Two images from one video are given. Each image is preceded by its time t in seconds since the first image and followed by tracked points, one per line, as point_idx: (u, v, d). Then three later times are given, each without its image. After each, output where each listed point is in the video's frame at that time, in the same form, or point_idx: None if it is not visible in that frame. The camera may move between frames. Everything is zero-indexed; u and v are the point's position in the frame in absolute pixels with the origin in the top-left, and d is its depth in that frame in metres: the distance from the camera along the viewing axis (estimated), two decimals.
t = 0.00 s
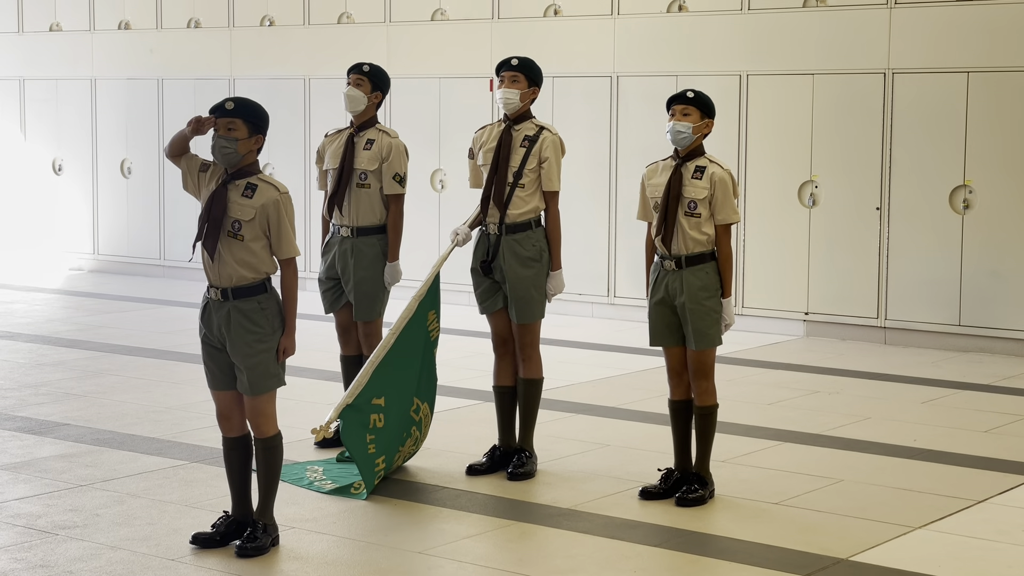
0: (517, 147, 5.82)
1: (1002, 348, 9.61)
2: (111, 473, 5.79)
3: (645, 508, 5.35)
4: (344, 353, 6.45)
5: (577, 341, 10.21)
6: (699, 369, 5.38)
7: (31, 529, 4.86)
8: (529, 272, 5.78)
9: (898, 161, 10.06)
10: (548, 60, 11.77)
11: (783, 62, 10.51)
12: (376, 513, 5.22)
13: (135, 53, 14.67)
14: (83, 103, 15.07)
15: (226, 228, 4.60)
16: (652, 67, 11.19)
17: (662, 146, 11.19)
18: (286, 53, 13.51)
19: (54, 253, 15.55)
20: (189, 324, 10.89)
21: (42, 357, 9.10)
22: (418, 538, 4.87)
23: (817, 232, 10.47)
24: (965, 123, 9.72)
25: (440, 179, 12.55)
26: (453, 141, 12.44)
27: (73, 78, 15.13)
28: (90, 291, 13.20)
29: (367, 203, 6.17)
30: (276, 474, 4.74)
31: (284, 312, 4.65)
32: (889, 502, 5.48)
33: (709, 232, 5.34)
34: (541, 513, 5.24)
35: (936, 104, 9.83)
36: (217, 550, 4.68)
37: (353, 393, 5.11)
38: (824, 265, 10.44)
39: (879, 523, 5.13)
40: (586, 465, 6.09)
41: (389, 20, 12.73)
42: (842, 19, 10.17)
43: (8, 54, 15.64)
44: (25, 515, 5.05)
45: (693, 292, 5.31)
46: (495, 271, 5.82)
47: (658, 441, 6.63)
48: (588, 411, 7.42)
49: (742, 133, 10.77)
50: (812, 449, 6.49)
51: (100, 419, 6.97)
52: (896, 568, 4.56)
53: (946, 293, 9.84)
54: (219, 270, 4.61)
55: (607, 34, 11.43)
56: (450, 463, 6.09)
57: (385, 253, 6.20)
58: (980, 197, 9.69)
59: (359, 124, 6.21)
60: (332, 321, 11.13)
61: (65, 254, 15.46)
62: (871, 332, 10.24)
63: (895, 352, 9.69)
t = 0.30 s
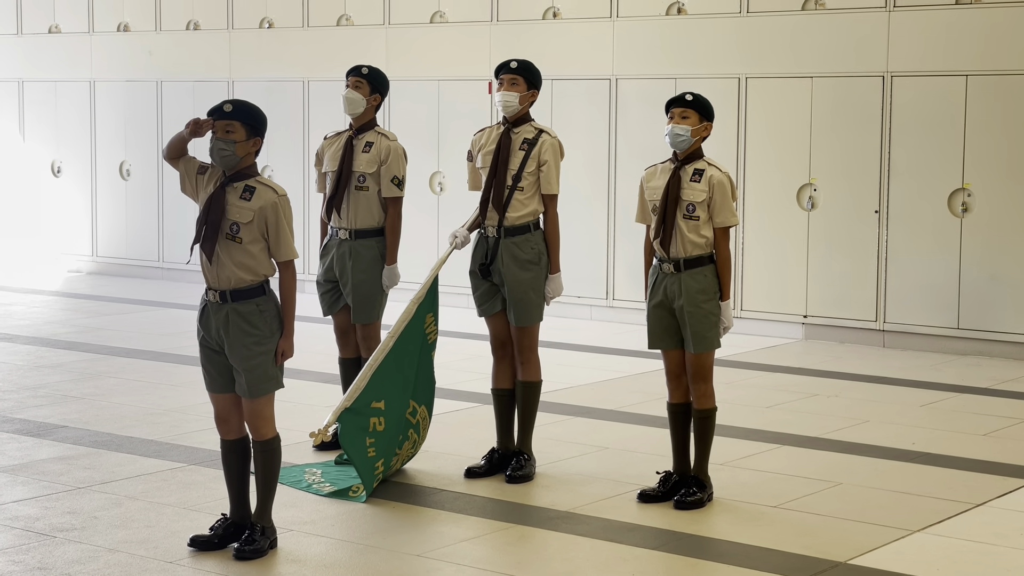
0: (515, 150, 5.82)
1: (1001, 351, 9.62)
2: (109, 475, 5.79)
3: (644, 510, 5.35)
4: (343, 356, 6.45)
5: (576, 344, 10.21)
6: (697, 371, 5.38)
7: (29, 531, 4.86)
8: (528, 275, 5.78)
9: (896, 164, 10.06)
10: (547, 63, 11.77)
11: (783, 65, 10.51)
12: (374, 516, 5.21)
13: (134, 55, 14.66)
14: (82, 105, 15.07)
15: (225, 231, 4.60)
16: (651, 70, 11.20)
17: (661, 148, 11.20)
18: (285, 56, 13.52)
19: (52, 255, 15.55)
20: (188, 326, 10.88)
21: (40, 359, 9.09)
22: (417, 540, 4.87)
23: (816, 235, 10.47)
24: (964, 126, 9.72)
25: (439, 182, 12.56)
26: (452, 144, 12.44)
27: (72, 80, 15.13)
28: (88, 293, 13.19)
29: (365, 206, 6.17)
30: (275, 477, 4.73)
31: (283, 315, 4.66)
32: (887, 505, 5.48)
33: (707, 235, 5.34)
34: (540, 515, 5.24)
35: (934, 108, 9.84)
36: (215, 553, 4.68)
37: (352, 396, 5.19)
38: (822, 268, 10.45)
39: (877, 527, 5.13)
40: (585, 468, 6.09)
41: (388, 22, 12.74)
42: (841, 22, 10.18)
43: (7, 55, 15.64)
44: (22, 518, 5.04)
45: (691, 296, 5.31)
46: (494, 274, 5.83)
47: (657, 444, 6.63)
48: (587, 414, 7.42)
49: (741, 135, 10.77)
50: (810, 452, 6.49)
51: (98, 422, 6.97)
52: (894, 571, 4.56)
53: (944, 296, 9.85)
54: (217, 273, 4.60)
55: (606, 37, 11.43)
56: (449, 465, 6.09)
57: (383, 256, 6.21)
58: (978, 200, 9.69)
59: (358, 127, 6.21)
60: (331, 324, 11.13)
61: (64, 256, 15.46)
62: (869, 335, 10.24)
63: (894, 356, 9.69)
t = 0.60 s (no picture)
0: (515, 152, 5.82)
1: (1000, 352, 9.62)
2: (108, 476, 5.78)
3: (643, 512, 5.35)
4: (341, 357, 6.45)
5: (575, 346, 10.21)
6: (696, 373, 5.37)
7: (28, 532, 4.85)
8: (528, 277, 5.78)
9: (895, 166, 10.06)
10: (546, 64, 11.77)
11: (783, 66, 10.51)
12: (373, 516, 5.21)
13: (133, 55, 14.66)
14: (81, 105, 15.06)
15: (223, 231, 4.60)
16: (650, 71, 11.20)
17: (660, 150, 11.20)
18: (284, 57, 13.52)
19: (51, 256, 15.55)
20: (187, 327, 10.88)
21: (39, 360, 9.08)
22: (415, 541, 4.86)
23: (815, 236, 10.47)
24: (963, 128, 9.72)
25: (438, 183, 12.56)
26: (451, 145, 12.44)
27: (71, 81, 15.13)
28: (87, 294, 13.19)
29: (364, 207, 6.17)
30: (273, 478, 4.73)
31: (281, 316, 4.65)
32: (886, 507, 5.48)
33: (706, 237, 5.33)
34: (539, 517, 5.23)
35: (933, 109, 9.84)
36: (213, 554, 4.67)
37: (347, 398, 5.12)
38: (821, 270, 10.45)
39: (877, 528, 5.13)
40: (584, 469, 6.08)
41: (387, 23, 12.74)
42: (841, 23, 10.18)
43: (5, 56, 15.63)
44: (21, 519, 5.04)
45: (690, 297, 5.30)
46: (494, 275, 5.82)
47: (656, 446, 6.62)
48: (586, 415, 7.41)
49: (740, 137, 10.77)
50: (809, 454, 6.49)
51: (97, 423, 6.96)
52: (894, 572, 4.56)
53: (943, 297, 9.85)
54: (215, 274, 4.59)
55: (606, 39, 11.43)
56: (447, 467, 6.08)
57: (383, 257, 6.20)
58: (977, 201, 9.69)
59: (357, 128, 6.21)
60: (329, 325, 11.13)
61: (62, 257, 15.46)
62: (868, 336, 10.25)
63: (893, 357, 9.69)
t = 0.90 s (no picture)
0: (516, 151, 5.81)
1: (1000, 353, 9.62)
2: (108, 477, 5.78)
3: (643, 513, 5.35)
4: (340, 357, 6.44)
5: (575, 346, 10.20)
6: (696, 373, 5.37)
7: (28, 533, 4.84)
8: (528, 276, 5.78)
9: (895, 166, 10.07)
10: (546, 64, 11.77)
11: (783, 66, 10.50)
12: (373, 517, 5.20)
13: (133, 56, 14.65)
14: (80, 106, 15.06)
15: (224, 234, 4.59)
16: (650, 72, 11.20)
17: (660, 150, 11.20)
18: (284, 58, 13.52)
19: (51, 256, 15.55)
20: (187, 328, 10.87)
21: (39, 360, 9.08)
22: (415, 542, 4.86)
23: (814, 236, 10.48)
24: (963, 128, 9.72)
25: (437, 184, 12.56)
26: (451, 145, 12.43)
27: (70, 81, 15.12)
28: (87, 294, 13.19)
29: (364, 207, 6.16)
30: (273, 479, 4.72)
31: (281, 316, 4.65)
32: (886, 507, 5.47)
33: (705, 237, 5.33)
34: (538, 517, 5.23)
35: (933, 110, 9.84)
36: (213, 554, 4.67)
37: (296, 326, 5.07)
38: (821, 270, 10.45)
39: (876, 528, 5.13)
40: (584, 470, 6.08)
41: (387, 24, 12.74)
42: (842, 23, 10.17)
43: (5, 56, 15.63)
44: (20, 519, 5.04)
45: (690, 297, 5.30)
46: (496, 274, 5.82)
47: (656, 446, 6.62)
48: (586, 416, 7.41)
49: (740, 137, 10.77)
50: (809, 454, 6.48)
51: (97, 423, 6.96)
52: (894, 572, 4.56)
53: (943, 298, 9.85)
54: (217, 277, 4.58)
55: (606, 39, 11.43)
56: (447, 467, 6.08)
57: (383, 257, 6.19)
58: (977, 202, 9.70)
59: (357, 128, 6.22)
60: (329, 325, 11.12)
61: (62, 257, 15.46)
62: (868, 336, 10.25)
63: (893, 357, 9.69)
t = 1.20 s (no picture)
0: (518, 151, 5.80)
1: (1000, 353, 9.61)
2: (107, 477, 5.78)
3: (642, 513, 5.34)
4: (340, 358, 6.44)
5: (575, 346, 10.20)
6: (695, 373, 5.37)
7: (27, 533, 4.84)
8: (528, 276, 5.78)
9: (895, 166, 10.06)
10: (546, 65, 11.77)
11: (783, 66, 10.50)
12: (372, 518, 5.20)
13: (133, 55, 14.65)
14: (79, 106, 15.06)
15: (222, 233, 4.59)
16: (650, 72, 11.19)
17: (660, 150, 11.19)
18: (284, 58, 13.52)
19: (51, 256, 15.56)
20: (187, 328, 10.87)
21: (39, 360, 9.08)
22: (415, 542, 4.86)
23: (814, 236, 10.47)
24: (963, 128, 9.72)
25: (437, 184, 12.56)
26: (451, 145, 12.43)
27: (70, 81, 15.11)
28: (86, 295, 13.20)
29: (364, 207, 6.18)
30: (273, 478, 4.72)
31: (280, 315, 4.65)
32: (886, 508, 5.47)
33: (705, 238, 5.33)
34: (538, 518, 5.23)
35: (933, 109, 9.84)
36: (212, 555, 4.67)
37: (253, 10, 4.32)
38: (821, 270, 10.44)
39: (876, 529, 5.13)
40: (584, 470, 6.08)
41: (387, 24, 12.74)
42: (842, 23, 10.17)
43: (5, 56, 15.63)
44: (20, 520, 5.03)
45: (690, 298, 5.30)
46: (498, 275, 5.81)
47: (656, 446, 6.62)
48: (585, 416, 7.41)
49: (740, 137, 10.77)
50: (809, 454, 6.48)
51: (96, 423, 6.95)
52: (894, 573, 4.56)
53: (943, 298, 9.85)
54: (214, 276, 4.58)
55: (605, 38, 11.43)
56: (446, 468, 6.07)
57: (383, 257, 6.21)
58: (977, 202, 9.69)
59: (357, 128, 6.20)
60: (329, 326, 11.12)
61: (62, 257, 15.47)
62: (867, 336, 10.25)
63: (893, 358, 9.69)
